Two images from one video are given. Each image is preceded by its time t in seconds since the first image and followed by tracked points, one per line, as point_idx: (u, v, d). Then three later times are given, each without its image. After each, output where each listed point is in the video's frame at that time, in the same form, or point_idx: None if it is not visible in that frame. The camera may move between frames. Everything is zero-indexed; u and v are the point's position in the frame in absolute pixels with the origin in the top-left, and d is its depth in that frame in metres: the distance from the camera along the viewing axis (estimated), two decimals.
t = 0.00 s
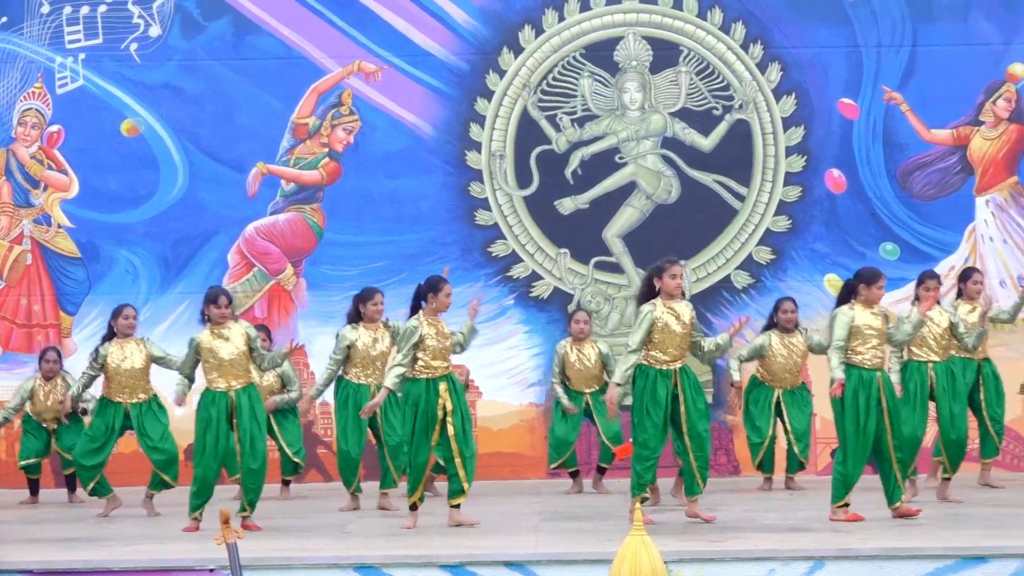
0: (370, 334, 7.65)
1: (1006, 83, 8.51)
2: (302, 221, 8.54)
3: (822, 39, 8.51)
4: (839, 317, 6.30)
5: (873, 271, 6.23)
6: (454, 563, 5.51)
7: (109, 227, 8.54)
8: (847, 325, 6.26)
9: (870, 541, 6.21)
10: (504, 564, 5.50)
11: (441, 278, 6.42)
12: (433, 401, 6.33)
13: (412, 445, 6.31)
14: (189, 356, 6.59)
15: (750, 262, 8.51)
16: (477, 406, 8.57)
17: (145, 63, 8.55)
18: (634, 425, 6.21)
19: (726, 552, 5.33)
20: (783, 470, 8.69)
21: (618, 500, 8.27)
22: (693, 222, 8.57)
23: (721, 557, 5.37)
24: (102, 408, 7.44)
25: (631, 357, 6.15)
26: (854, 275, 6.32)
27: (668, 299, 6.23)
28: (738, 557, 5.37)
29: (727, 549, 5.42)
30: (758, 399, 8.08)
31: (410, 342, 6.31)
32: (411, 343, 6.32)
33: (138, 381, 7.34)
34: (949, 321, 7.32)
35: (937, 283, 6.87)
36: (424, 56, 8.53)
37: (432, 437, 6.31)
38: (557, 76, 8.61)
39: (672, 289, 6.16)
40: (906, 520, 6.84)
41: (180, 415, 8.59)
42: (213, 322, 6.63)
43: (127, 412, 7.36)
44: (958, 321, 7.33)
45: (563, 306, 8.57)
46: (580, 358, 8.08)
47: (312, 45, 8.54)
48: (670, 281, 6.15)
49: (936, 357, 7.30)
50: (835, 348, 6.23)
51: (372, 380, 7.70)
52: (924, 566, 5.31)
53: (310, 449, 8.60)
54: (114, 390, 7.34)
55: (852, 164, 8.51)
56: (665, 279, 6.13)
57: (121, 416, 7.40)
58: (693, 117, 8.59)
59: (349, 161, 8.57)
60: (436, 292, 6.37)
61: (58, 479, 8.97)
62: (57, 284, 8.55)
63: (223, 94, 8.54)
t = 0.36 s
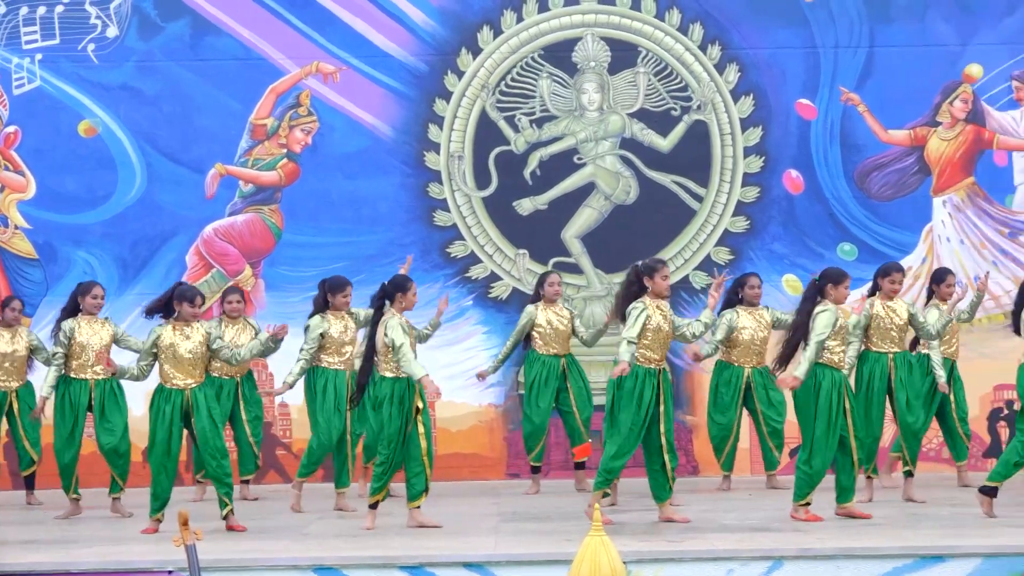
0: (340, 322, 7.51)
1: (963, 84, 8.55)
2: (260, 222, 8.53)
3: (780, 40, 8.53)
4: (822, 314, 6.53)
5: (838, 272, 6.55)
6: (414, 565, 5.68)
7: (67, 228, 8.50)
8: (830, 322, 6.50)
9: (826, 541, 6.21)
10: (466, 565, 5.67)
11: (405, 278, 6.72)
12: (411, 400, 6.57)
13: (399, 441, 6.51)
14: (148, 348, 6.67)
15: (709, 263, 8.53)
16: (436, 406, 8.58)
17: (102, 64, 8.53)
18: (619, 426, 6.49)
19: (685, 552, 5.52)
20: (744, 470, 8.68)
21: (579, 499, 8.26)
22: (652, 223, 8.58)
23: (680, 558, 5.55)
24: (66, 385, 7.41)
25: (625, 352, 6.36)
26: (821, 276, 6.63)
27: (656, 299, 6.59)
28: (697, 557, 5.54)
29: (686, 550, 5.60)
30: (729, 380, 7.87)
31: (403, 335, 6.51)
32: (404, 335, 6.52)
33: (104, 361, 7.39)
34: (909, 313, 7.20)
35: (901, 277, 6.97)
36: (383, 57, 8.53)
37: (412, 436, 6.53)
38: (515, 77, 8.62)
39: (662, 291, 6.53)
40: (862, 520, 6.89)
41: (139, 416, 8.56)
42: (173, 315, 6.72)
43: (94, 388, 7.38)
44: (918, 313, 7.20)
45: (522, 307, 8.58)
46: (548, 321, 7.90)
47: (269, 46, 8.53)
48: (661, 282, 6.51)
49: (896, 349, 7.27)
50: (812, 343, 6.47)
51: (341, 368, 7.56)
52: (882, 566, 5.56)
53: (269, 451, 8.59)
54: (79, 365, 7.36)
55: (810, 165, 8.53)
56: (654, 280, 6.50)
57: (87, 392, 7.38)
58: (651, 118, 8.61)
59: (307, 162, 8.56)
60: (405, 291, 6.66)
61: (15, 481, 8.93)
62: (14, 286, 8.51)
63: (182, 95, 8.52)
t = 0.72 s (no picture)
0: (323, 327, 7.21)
1: (941, 83, 8.56)
2: (239, 222, 8.53)
3: (758, 39, 8.54)
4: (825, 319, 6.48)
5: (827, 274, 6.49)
6: (394, 565, 5.62)
7: (45, 228, 8.49)
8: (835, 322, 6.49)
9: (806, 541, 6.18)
10: (445, 565, 5.62)
11: (393, 280, 6.56)
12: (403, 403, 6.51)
13: (397, 444, 6.44)
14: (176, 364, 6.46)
15: (688, 263, 8.53)
16: (417, 405, 8.57)
17: (81, 64, 8.52)
18: (615, 426, 6.40)
19: (665, 551, 5.48)
20: (723, 470, 8.67)
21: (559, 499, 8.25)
22: (632, 222, 8.58)
23: (659, 557, 5.51)
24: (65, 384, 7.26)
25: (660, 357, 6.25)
26: (809, 278, 6.61)
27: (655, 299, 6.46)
28: (677, 556, 5.50)
29: (666, 549, 5.56)
30: (728, 379, 7.81)
31: (413, 344, 6.41)
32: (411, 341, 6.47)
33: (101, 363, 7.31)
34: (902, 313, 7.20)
35: (891, 278, 7.00)
36: (361, 56, 8.53)
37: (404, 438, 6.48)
38: (494, 76, 8.62)
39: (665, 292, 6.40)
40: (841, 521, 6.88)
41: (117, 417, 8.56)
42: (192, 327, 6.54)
43: (93, 390, 7.31)
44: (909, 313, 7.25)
45: (502, 307, 8.57)
46: (559, 320, 7.63)
47: (248, 46, 8.53)
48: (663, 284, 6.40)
49: (888, 349, 7.23)
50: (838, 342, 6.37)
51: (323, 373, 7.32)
52: (863, 565, 5.51)
53: (248, 451, 8.57)
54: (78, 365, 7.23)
55: (789, 164, 8.54)
56: (655, 283, 6.40)
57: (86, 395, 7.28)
58: (630, 118, 8.62)
59: (286, 162, 8.56)
60: (394, 295, 6.51)
61: None
62: None
63: (161, 95, 8.52)
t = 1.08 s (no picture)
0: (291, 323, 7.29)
1: (928, 84, 8.57)
2: (226, 222, 8.52)
3: (745, 40, 8.55)
4: (770, 322, 6.58)
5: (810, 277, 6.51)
6: (381, 566, 5.62)
7: (32, 229, 8.46)
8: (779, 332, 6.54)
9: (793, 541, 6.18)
10: (432, 565, 5.62)
11: (370, 276, 6.54)
12: (383, 400, 6.45)
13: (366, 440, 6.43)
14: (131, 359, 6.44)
15: (675, 263, 8.53)
16: (403, 406, 8.55)
17: (68, 65, 8.51)
18: (595, 428, 6.41)
19: (652, 551, 5.48)
20: (710, 470, 8.68)
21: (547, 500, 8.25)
22: (619, 223, 8.59)
23: (647, 558, 5.51)
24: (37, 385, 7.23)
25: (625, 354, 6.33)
26: (788, 278, 6.61)
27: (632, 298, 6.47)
28: (664, 557, 5.51)
29: (653, 549, 5.56)
30: (695, 378, 7.87)
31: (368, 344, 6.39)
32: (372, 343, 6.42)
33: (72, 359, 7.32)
34: (879, 312, 7.49)
35: (871, 276, 6.99)
36: (348, 57, 8.53)
37: (380, 435, 6.44)
38: (481, 77, 8.63)
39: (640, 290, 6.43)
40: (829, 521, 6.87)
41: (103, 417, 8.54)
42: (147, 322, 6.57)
43: (65, 388, 7.29)
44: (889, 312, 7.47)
45: (489, 307, 8.58)
46: (523, 319, 7.70)
47: (235, 46, 8.52)
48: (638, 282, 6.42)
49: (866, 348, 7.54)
50: (773, 353, 6.52)
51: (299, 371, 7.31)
52: (850, 565, 5.52)
53: (235, 452, 8.57)
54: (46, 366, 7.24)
55: (776, 165, 8.54)
56: (631, 282, 6.42)
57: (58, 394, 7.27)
58: (617, 118, 8.63)
59: (273, 162, 8.56)
60: (370, 292, 6.47)
61: None
62: None
63: (149, 95, 8.51)
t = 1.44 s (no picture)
0: (257, 325, 7.25)
1: (909, 85, 8.59)
2: (207, 223, 8.51)
3: (726, 41, 8.56)
4: (741, 320, 6.62)
5: (778, 274, 6.52)
6: (362, 568, 5.61)
7: (12, 231, 8.45)
8: (745, 330, 6.61)
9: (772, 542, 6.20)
10: (413, 567, 5.62)
11: (341, 277, 6.48)
12: (344, 405, 6.45)
13: (317, 444, 6.45)
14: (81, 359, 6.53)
15: (656, 264, 8.54)
16: (382, 406, 8.55)
17: (47, 66, 8.50)
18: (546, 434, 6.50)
19: (632, 552, 5.50)
20: (690, 471, 8.70)
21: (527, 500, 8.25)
22: (599, 224, 8.59)
23: (627, 559, 5.53)
24: None
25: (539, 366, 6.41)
26: (761, 277, 6.63)
27: (577, 303, 6.49)
28: (645, 558, 5.52)
29: (634, 551, 5.58)
30: (656, 380, 7.84)
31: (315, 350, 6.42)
32: (318, 351, 6.42)
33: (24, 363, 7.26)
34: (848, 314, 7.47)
35: (840, 279, 7.15)
36: (328, 58, 8.53)
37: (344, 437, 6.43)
38: (462, 78, 8.63)
39: (584, 296, 6.44)
40: (808, 522, 6.88)
41: (82, 417, 8.53)
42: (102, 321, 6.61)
43: (20, 391, 7.23)
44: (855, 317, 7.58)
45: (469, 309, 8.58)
46: (483, 322, 7.93)
47: (215, 47, 8.51)
48: (583, 289, 6.42)
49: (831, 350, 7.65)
50: (728, 351, 6.62)
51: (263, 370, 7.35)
52: (830, 566, 5.53)
53: (215, 454, 8.58)
54: None
55: (757, 167, 8.55)
56: (581, 285, 6.42)
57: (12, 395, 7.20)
58: (598, 119, 8.63)
59: (254, 163, 8.55)
60: (339, 293, 6.44)
61: None
62: None
63: (128, 97, 8.50)
